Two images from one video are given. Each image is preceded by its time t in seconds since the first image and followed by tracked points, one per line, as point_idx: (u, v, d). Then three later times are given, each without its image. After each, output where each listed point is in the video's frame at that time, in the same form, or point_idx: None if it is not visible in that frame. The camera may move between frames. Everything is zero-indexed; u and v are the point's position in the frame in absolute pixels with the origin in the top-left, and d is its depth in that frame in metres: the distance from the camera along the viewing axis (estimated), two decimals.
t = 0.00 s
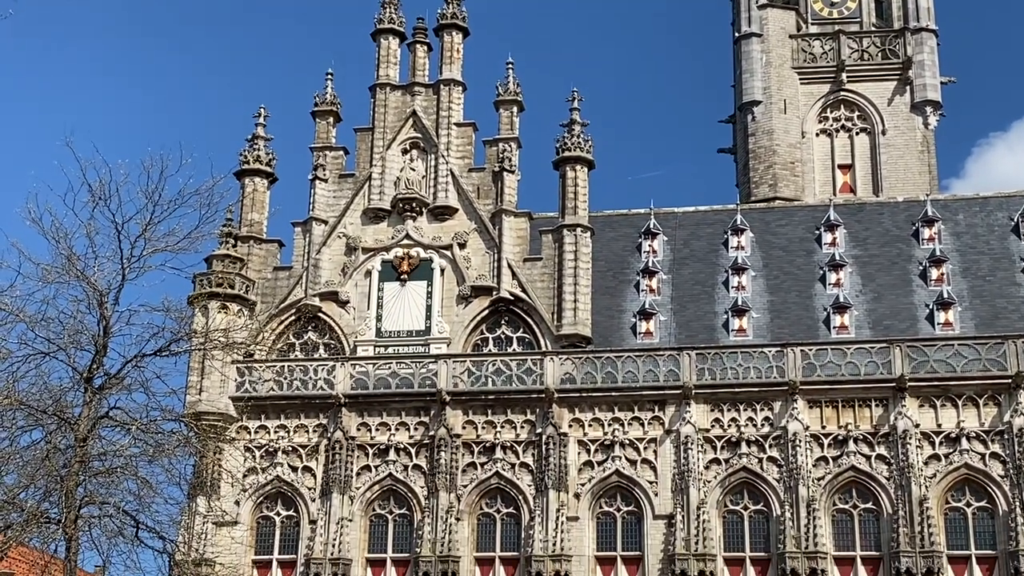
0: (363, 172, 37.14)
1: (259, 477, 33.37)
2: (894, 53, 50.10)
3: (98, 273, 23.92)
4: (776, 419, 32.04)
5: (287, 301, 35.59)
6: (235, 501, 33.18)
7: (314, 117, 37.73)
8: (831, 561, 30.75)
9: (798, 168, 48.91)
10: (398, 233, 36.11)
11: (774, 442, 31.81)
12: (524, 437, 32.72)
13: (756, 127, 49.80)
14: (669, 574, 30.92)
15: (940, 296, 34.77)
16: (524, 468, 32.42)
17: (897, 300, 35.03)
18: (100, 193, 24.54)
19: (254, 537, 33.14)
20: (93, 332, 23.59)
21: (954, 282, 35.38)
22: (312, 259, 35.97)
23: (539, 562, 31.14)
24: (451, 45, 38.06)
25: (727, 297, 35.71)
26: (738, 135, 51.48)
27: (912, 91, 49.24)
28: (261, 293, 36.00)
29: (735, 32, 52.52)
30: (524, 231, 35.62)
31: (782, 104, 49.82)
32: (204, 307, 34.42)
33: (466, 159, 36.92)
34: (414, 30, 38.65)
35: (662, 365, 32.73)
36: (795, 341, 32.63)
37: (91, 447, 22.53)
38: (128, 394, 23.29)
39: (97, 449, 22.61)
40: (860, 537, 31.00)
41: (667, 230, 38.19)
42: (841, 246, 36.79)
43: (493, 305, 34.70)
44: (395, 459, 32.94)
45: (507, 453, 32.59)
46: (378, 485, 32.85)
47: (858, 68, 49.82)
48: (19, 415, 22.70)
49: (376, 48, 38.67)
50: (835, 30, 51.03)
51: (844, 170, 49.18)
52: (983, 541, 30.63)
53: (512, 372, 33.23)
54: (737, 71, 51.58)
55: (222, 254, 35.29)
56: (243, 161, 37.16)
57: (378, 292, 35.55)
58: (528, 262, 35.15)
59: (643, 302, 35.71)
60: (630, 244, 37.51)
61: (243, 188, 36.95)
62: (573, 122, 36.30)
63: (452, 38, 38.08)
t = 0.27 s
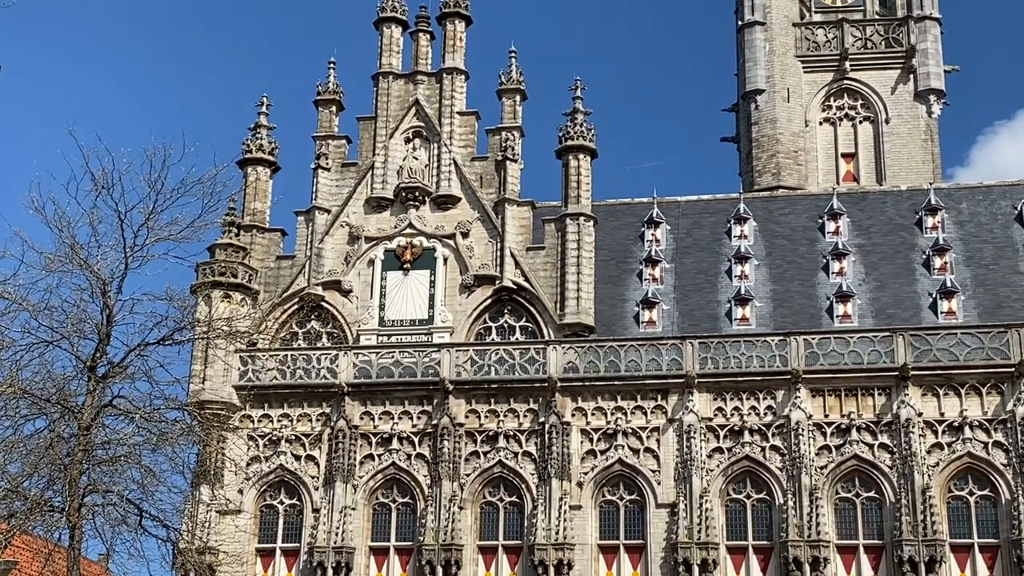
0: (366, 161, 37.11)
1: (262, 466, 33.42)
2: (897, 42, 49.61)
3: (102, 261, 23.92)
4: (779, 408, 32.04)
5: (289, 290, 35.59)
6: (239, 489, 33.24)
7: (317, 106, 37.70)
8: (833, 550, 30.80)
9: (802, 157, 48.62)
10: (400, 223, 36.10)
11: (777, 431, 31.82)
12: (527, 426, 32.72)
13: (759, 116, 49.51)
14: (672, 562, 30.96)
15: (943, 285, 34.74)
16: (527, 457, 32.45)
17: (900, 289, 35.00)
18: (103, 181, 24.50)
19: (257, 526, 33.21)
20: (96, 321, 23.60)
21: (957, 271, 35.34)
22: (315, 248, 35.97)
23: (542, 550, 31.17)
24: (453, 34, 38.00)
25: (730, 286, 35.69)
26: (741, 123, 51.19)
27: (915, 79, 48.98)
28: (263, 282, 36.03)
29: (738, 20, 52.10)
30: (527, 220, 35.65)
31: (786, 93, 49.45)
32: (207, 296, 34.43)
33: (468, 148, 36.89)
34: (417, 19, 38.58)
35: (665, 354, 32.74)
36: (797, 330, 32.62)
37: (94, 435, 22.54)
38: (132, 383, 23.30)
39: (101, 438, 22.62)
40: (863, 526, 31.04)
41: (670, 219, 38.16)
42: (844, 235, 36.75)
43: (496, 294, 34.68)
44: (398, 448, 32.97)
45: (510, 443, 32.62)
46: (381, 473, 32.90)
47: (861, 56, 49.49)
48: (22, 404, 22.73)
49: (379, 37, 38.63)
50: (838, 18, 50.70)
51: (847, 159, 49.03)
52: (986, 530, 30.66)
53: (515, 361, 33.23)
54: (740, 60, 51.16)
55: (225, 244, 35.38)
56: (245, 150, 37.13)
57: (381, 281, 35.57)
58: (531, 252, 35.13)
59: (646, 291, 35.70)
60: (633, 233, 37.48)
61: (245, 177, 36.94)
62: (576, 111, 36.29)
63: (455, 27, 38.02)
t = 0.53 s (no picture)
0: (368, 150, 37.07)
1: (265, 455, 33.47)
2: (901, 30, 49.44)
3: (104, 251, 23.90)
4: (781, 397, 32.03)
5: (292, 280, 35.61)
6: (242, 479, 33.29)
7: (320, 95, 37.65)
8: (836, 539, 30.84)
9: (805, 145, 48.42)
10: (403, 212, 36.09)
11: (780, 420, 31.83)
12: (530, 415, 32.74)
13: (762, 104, 49.20)
14: (674, 552, 31.00)
15: (946, 274, 34.71)
16: (530, 446, 32.48)
17: (903, 278, 34.98)
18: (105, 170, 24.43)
19: (261, 515, 33.27)
20: (99, 310, 23.60)
21: (960, 259, 35.31)
22: (318, 237, 35.97)
23: (544, 539, 31.21)
24: (456, 23, 37.93)
25: (733, 275, 35.68)
26: (744, 111, 50.86)
27: (918, 68, 48.80)
28: (266, 271, 36.05)
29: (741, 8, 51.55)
30: (530, 210, 35.52)
31: (789, 81, 49.18)
32: (209, 285, 34.43)
33: (471, 137, 36.85)
34: (419, 8, 38.50)
35: (667, 344, 32.71)
36: (801, 319, 32.60)
37: (97, 425, 22.57)
38: (135, 372, 23.32)
39: (104, 428, 22.64)
40: (866, 515, 31.08)
41: (672, 208, 38.14)
42: (847, 224, 36.72)
43: (498, 284, 34.68)
44: (401, 437, 33.00)
45: (513, 432, 32.64)
46: (384, 463, 32.94)
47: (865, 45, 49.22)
48: (25, 393, 22.76)
49: (381, 26, 38.56)
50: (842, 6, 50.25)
51: (850, 147, 48.87)
52: (988, 519, 30.70)
53: (518, 350, 33.24)
54: (743, 48, 50.73)
55: (228, 232, 35.31)
56: (248, 140, 37.09)
57: (383, 270, 35.56)
58: (533, 241, 35.11)
59: (649, 280, 35.68)
60: (636, 222, 37.47)
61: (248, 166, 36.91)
62: (578, 100, 36.22)
63: (458, 16, 37.95)
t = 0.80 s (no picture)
0: (370, 141, 37.06)
1: (268, 446, 33.50)
2: (904, 20, 49.27)
3: (107, 241, 23.90)
4: (784, 387, 32.04)
5: (294, 270, 35.63)
6: (245, 469, 33.32)
7: (322, 86, 37.62)
8: (838, 529, 30.87)
9: (808, 136, 48.22)
10: (405, 202, 36.08)
11: (782, 410, 31.83)
12: (532, 405, 32.76)
13: (765, 94, 48.97)
14: (677, 541, 31.03)
15: (949, 264, 34.68)
16: (533, 436, 32.50)
17: (906, 268, 34.95)
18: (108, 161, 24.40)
19: (264, 505, 33.31)
20: (102, 301, 23.61)
21: (963, 249, 35.27)
22: (320, 228, 35.98)
23: (547, 529, 31.24)
24: (459, 13, 37.88)
25: (736, 265, 35.66)
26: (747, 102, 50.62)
27: (922, 57, 48.58)
28: (269, 262, 36.08)
29: None
30: (532, 200, 35.55)
31: (792, 71, 48.95)
32: (212, 276, 34.46)
33: (473, 127, 36.83)
34: None
35: (670, 334, 32.72)
36: (803, 310, 32.59)
37: (101, 415, 22.60)
38: (138, 363, 23.34)
39: (107, 418, 22.66)
40: (868, 505, 31.10)
41: (675, 198, 38.12)
42: (850, 214, 36.69)
43: (501, 274, 34.69)
44: (404, 427, 33.03)
45: (516, 422, 32.66)
46: (387, 453, 32.97)
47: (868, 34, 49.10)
48: (29, 384, 22.79)
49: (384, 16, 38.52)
50: None
51: (853, 138, 48.63)
52: (990, 509, 30.71)
53: (520, 341, 33.26)
54: (746, 39, 50.64)
55: (231, 223, 35.23)
56: (250, 130, 37.07)
57: (386, 260, 35.56)
58: (536, 231, 35.10)
59: (652, 270, 35.67)
60: (638, 213, 37.45)
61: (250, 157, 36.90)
62: (581, 90, 36.17)
63: (460, 6, 37.90)
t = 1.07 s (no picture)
0: (373, 131, 37.04)
1: (271, 436, 33.53)
2: (907, 9, 49.15)
3: (109, 232, 23.90)
4: (787, 377, 32.04)
5: (297, 260, 35.63)
6: (248, 459, 33.35)
7: (324, 76, 37.58)
8: (841, 518, 30.89)
9: (810, 125, 48.10)
10: (408, 193, 36.06)
11: (785, 400, 31.83)
12: (535, 395, 32.77)
13: (768, 84, 48.84)
14: (679, 531, 31.06)
15: (952, 254, 34.64)
16: (535, 426, 32.52)
17: (909, 258, 34.92)
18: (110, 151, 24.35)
19: (267, 495, 33.36)
20: (104, 291, 23.62)
21: (966, 239, 35.24)
22: (323, 218, 35.97)
23: (550, 519, 31.27)
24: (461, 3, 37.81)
25: (739, 255, 35.64)
26: (750, 92, 50.50)
27: (925, 46, 48.32)
28: (271, 252, 36.09)
29: None
30: (535, 190, 35.51)
31: (795, 61, 48.86)
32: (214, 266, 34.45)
33: (476, 117, 36.79)
34: None
35: (672, 324, 32.72)
36: (806, 299, 32.57)
37: (104, 405, 22.63)
38: (141, 353, 23.35)
39: (110, 408, 22.68)
40: (871, 494, 31.12)
41: (678, 188, 38.09)
42: (853, 203, 36.65)
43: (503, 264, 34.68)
44: (407, 417, 33.06)
45: (518, 412, 32.68)
46: (390, 443, 33.00)
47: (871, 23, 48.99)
48: (32, 373, 22.81)
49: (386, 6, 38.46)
50: None
51: (856, 127, 48.36)
52: (993, 498, 30.73)
53: (523, 331, 33.26)
54: (749, 28, 50.51)
55: (233, 213, 35.04)
56: (252, 120, 37.02)
57: (389, 250, 35.56)
58: (538, 221, 35.08)
59: (654, 260, 35.66)
60: (641, 202, 37.43)
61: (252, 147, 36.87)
62: (583, 80, 36.11)
63: None
